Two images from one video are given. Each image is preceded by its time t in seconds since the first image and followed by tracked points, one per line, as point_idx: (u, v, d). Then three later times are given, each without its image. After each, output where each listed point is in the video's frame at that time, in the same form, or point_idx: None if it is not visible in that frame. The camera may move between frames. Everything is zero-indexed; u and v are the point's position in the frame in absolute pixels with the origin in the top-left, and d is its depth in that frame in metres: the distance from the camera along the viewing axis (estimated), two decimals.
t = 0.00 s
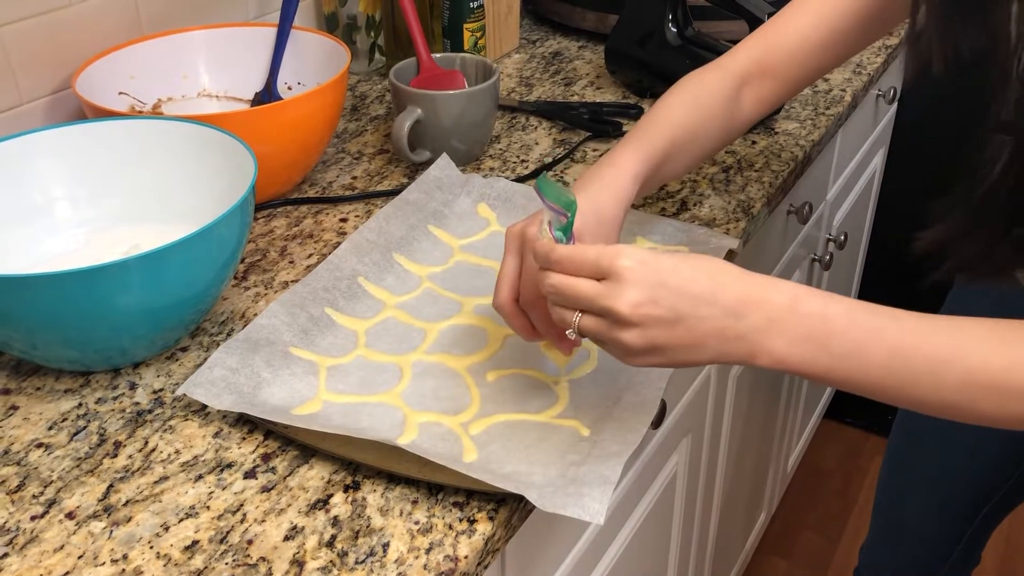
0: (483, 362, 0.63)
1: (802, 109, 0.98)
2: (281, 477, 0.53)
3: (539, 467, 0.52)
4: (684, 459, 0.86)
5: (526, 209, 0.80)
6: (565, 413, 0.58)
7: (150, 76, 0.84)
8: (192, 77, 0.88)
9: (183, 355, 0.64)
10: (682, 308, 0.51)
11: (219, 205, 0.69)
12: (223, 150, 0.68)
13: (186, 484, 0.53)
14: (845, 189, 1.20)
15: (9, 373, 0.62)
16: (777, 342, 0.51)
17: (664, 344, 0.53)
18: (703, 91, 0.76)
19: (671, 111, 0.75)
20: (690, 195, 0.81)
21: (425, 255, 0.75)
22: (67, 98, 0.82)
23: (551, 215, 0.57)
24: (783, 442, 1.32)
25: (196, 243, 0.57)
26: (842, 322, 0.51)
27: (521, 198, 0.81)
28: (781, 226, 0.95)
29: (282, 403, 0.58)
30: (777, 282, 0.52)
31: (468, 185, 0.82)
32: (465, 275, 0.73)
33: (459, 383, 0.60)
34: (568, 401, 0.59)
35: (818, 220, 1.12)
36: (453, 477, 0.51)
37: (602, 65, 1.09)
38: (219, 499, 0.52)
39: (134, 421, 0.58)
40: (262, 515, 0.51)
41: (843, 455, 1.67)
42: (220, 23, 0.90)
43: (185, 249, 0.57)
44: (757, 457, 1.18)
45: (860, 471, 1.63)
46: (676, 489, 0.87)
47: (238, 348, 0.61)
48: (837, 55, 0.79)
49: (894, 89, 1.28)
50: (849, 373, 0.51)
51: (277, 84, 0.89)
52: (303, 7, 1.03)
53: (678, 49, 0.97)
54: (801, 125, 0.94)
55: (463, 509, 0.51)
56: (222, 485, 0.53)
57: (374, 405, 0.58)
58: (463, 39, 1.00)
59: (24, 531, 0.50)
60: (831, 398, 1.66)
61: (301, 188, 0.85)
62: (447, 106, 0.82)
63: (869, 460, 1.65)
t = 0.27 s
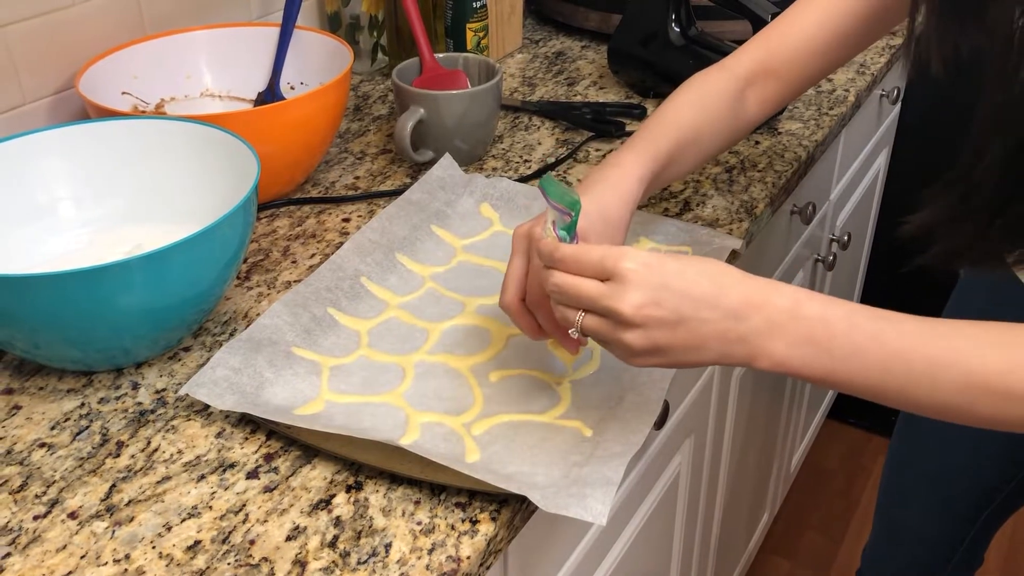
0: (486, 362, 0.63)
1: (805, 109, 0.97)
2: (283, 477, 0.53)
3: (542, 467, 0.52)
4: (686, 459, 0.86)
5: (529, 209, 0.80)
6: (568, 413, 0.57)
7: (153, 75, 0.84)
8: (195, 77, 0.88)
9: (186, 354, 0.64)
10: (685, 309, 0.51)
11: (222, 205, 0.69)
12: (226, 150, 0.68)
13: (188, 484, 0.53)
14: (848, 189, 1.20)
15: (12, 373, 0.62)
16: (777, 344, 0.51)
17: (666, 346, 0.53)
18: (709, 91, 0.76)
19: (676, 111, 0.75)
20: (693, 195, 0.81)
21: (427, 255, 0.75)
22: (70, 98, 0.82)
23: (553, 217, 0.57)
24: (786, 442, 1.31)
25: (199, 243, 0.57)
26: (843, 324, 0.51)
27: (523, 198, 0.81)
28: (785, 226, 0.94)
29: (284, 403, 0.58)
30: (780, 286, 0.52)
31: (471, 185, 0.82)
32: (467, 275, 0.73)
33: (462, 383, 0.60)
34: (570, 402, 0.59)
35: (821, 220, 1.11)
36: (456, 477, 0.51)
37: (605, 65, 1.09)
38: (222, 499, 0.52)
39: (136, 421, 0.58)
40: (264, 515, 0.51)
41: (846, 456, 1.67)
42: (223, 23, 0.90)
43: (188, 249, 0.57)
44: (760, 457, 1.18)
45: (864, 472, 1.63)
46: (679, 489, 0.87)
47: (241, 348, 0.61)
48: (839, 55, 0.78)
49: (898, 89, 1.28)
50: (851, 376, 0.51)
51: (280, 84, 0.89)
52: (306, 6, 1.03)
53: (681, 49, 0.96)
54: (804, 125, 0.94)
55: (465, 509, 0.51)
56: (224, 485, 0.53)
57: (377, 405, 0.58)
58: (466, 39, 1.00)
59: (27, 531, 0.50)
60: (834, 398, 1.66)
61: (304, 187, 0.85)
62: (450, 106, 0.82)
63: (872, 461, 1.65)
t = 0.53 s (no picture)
0: (488, 362, 0.63)
1: (808, 110, 0.97)
2: (286, 477, 0.53)
3: (544, 468, 0.52)
4: (688, 460, 0.86)
5: (532, 209, 0.80)
6: (570, 414, 0.57)
7: (157, 75, 0.84)
8: (198, 77, 0.88)
9: (189, 354, 0.64)
10: (687, 300, 0.52)
11: (225, 206, 0.69)
12: (229, 150, 0.68)
13: (191, 484, 0.53)
14: (851, 190, 1.20)
15: (15, 373, 0.63)
16: (782, 338, 0.51)
17: (667, 336, 0.53)
18: (713, 90, 0.76)
19: (680, 109, 0.75)
20: (696, 196, 0.81)
21: (430, 256, 0.75)
22: (73, 98, 0.82)
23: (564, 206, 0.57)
24: (789, 443, 1.31)
25: (202, 243, 0.57)
26: (848, 320, 0.51)
27: (526, 198, 0.81)
28: (787, 227, 0.94)
29: (287, 403, 0.58)
30: (784, 279, 0.52)
31: (473, 186, 0.82)
32: (470, 276, 0.73)
33: (465, 383, 0.60)
34: (572, 402, 0.59)
35: (824, 221, 1.11)
36: (458, 477, 0.51)
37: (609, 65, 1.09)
38: (225, 499, 0.52)
39: (139, 421, 0.58)
40: (267, 515, 0.51)
41: (848, 457, 1.66)
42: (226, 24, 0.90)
43: (192, 249, 0.57)
44: (763, 458, 1.18)
45: (866, 473, 1.63)
46: (682, 490, 0.87)
47: (243, 348, 0.61)
48: (845, 59, 0.78)
49: (901, 90, 1.28)
50: (856, 369, 0.51)
51: (283, 85, 0.89)
52: (309, 7, 1.04)
53: (684, 49, 0.96)
54: (807, 126, 0.93)
55: (467, 509, 0.51)
56: (227, 485, 0.53)
57: (379, 405, 0.58)
58: (469, 39, 1.00)
59: (30, 530, 0.50)
60: (837, 398, 1.66)
61: (307, 188, 0.85)
62: (453, 107, 0.82)
63: (875, 461, 1.65)
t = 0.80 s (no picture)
0: (491, 361, 0.62)
1: (812, 109, 0.97)
2: (288, 477, 0.53)
3: (546, 468, 0.52)
4: (691, 460, 0.85)
5: (535, 209, 0.80)
6: (573, 413, 0.57)
7: (159, 74, 0.84)
8: (201, 76, 0.88)
9: (191, 354, 0.64)
10: (701, 296, 0.51)
11: (227, 205, 0.69)
12: (232, 149, 0.68)
13: (193, 483, 0.53)
14: (855, 190, 1.20)
15: (18, 372, 0.63)
16: (798, 333, 0.51)
17: (682, 332, 0.52)
18: (720, 88, 0.76)
19: (687, 107, 0.75)
20: (699, 195, 0.81)
21: (433, 255, 0.74)
22: (76, 97, 0.82)
23: (577, 203, 0.57)
24: (792, 443, 1.31)
25: (204, 242, 0.57)
26: (863, 316, 0.51)
27: (529, 198, 0.81)
28: (791, 227, 0.94)
29: (290, 402, 0.58)
30: (799, 274, 0.52)
31: (477, 185, 0.82)
32: (473, 275, 0.73)
33: (467, 383, 0.60)
34: (575, 402, 0.59)
35: (827, 221, 1.11)
36: (461, 477, 0.51)
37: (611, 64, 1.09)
38: (227, 499, 0.52)
39: (141, 420, 0.58)
40: (269, 515, 0.51)
41: (851, 457, 1.66)
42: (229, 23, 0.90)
43: (195, 248, 0.57)
44: (766, 459, 1.18)
45: (869, 473, 1.62)
46: (684, 490, 0.87)
47: (246, 348, 0.61)
48: (849, 57, 0.78)
49: (904, 89, 1.28)
50: (872, 365, 0.51)
51: (285, 84, 0.89)
52: (312, 6, 1.03)
53: (688, 49, 0.96)
54: (810, 125, 0.93)
55: (470, 509, 0.51)
56: (229, 485, 0.53)
57: (382, 405, 0.58)
58: (472, 39, 1.00)
59: (32, 530, 0.50)
60: (840, 398, 1.65)
61: (309, 187, 0.85)
62: (456, 106, 0.82)
63: (878, 462, 1.64)
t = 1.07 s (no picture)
0: (493, 361, 0.62)
1: (815, 109, 0.97)
2: (289, 476, 0.53)
3: (547, 468, 0.52)
4: (693, 460, 0.85)
5: (537, 209, 0.80)
6: (574, 413, 0.57)
7: (162, 73, 0.84)
8: (203, 75, 0.88)
9: (193, 352, 0.64)
10: (713, 293, 0.51)
11: (229, 204, 0.69)
12: (235, 149, 0.68)
13: (194, 482, 0.53)
14: (858, 190, 1.20)
15: (20, 371, 0.63)
16: (812, 332, 0.51)
17: (695, 329, 0.52)
18: (727, 88, 0.76)
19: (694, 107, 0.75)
20: (701, 195, 0.81)
21: (435, 255, 0.74)
22: (79, 96, 0.82)
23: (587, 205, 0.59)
24: (794, 444, 1.31)
25: (206, 241, 0.57)
26: (877, 316, 0.50)
27: (530, 197, 0.81)
28: (794, 227, 0.94)
29: (291, 401, 0.58)
30: (813, 272, 0.52)
31: (479, 184, 0.82)
32: (475, 274, 0.73)
33: (469, 383, 0.60)
34: (576, 402, 0.58)
35: (830, 221, 1.11)
36: (462, 476, 0.51)
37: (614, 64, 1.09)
38: (228, 497, 0.52)
39: (143, 419, 0.58)
40: (270, 514, 0.51)
41: (854, 458, 1.66)
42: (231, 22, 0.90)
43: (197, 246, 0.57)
44: (768, 459, 1.17)
45: (872, 474, 1.62)
46: (686, 490, 0.87)
47: (247, 347, 0.61)
48: (853, 58, 0.78)
49: (908, 89, 1.27)
50: (885, 364, 0.50)
51: (288, 83, 0.89)
52: (315, 5, 1.04)
53: (690, 48, 0.96)
54: (813, 125, 0.93)
55: (471, 509, 0.50)
56: (230, 484, 0.53)
57: (383, 404, 0.58)
58: (475, 38, 1.00)
59: (34, 528, 0.50)
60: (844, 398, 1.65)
61: (311, 186, 0.85)
62: (457, 105, 0.81)
63: (881, 462, 1.64)
